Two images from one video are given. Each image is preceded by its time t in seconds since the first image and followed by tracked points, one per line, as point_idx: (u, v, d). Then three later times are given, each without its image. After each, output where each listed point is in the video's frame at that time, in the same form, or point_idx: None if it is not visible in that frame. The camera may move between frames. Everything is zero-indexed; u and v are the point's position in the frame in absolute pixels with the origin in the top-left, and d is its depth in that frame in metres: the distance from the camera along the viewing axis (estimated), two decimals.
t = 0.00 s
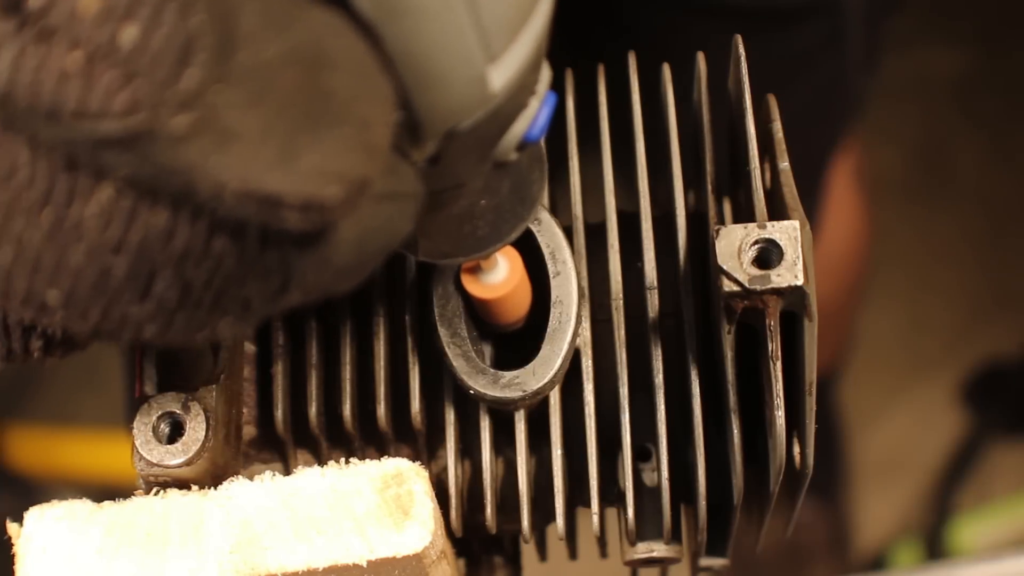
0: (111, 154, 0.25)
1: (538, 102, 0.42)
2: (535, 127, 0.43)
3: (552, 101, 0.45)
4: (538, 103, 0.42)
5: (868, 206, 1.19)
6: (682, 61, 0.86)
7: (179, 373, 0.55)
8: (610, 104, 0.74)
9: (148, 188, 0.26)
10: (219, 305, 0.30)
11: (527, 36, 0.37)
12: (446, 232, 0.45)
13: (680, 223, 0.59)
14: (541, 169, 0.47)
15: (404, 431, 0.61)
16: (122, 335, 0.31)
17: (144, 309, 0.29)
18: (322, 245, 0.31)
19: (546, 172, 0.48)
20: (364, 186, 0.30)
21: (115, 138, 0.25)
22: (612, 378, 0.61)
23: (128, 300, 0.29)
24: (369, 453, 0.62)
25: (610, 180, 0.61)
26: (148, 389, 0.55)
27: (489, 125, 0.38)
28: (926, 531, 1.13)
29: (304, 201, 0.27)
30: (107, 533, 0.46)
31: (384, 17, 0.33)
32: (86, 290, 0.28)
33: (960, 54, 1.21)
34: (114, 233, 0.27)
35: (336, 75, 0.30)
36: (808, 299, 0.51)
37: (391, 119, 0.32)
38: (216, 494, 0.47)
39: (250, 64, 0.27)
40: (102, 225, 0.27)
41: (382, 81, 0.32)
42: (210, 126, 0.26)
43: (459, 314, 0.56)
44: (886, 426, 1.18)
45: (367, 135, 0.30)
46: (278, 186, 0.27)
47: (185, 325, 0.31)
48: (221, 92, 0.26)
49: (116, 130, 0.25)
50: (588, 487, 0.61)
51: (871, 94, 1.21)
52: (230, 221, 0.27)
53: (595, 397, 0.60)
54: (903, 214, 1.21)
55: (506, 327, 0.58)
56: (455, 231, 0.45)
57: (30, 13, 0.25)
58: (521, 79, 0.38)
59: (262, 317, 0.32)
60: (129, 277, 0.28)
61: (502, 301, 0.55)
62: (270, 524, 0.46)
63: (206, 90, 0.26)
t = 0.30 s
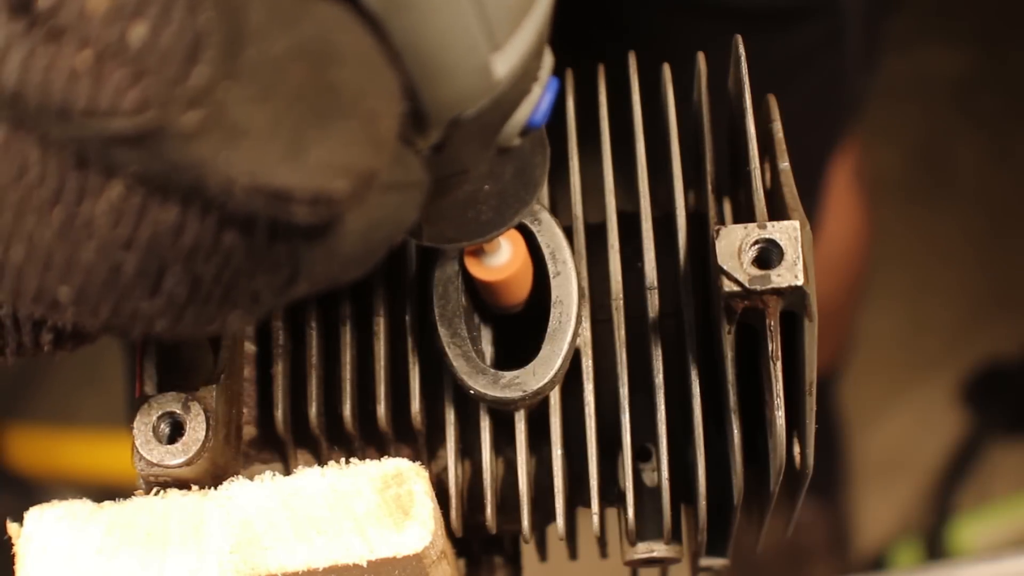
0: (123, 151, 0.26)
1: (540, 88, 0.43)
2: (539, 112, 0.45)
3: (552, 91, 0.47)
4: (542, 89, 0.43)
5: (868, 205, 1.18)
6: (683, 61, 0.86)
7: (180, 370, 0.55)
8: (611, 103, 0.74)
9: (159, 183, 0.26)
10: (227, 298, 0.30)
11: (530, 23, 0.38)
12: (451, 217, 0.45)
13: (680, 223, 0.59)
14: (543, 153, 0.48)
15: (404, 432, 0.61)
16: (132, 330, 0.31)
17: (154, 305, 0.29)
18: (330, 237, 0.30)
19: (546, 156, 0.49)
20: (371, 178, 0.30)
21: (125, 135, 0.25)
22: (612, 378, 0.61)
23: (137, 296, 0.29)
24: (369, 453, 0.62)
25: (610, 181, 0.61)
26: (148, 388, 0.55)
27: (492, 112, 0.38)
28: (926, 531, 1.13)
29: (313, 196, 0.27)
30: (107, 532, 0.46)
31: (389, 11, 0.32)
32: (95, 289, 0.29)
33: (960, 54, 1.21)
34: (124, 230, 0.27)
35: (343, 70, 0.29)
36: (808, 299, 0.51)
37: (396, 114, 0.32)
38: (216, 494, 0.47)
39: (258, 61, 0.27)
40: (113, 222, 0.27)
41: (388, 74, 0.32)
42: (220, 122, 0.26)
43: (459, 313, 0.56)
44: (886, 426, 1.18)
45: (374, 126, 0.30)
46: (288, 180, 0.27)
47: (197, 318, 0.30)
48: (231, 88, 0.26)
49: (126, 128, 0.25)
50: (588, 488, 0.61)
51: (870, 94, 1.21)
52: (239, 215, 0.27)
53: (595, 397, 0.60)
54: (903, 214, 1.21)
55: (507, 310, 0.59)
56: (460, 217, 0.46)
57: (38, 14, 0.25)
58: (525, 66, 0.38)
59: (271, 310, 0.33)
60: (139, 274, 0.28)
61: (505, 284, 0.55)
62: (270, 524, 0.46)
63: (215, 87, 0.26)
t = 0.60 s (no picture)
0: (121, 170, 0.26)
1: (539, 91, 0.42)
2: (540, 113, 0.44)
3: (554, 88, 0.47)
4: (542, 91, 0.42)
5: (868, 205, 1.18)
6: (683, 61, 0.86)
7: (179, 372, 0.54)
8: (610, 104, 0.74)
9: (159, 202, 0.27)
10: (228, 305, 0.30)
11: (530, 30, 0.37)
12: (450, 219, 0.45)
13: (680, 223, 0.59)
14: (545, 150, 0.47)
15: (404, 431, 0.61)
16: (136, 346, 0.31)
17: (156, 320, 0.30)
18: (329, 250, 0.31)
19: (547, 151, 0.48)
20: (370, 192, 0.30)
21: (123, 155, 0.26)
22: (612, 379, 0.61)
23: (140, 311, 0.29)
24: (369, 453, 0.62)
25: (610, 181, 0.61)
26: (147, 389, 0.55)
27: (490, 119, 0.37)
28: (926, 531, 1.13)
29: (313, 211, 0.28)
30: (107, 533, 0.46)
31: (382, 23, 0.33)
32: (98, 304, 0.29)
33: (960, 54, 1.21)
34: (125, 247, 0.28)
35: (343, 86, 0.30)
36: (808, 299, 0.51)
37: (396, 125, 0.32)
38: (216, 494, 0.47)
39: (255, 78, 0.28)
40: (114, 239, 0.27)
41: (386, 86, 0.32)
42: (219, 142, 0.27)
43: (460, 313, 0.56)
44: (886, 425, 1.17)
45: (373, 139, 0.31)
46: (287, 197, 0.27)
47: (196, 334, 0.31)
48: (228, 107, 0.27)
49: (124, 149, 0.25)
50: (588, 488, 0.61)
51: (870, 95, 1.21)
52: (239, 231, 0.28)
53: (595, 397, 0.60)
54: (902, 214, 1.21)
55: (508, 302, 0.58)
56: (461, 216, 0.45)
57: (36, 37, 0.25)
58: (523, 73, 0.37)
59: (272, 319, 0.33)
60: (141, 290, 0.29)
61: (509, 278, 0.55)
62: (270, 524, 0.46)
63: (213, 106, 0.26)
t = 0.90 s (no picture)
0: (140, 180, 0.26)
1: (549, 91, 0.42)
2: (546, 117, 0.44)
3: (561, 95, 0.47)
4: (549, 93, 0.43)
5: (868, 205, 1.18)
6: (683, 61, 0.86)
7: (179, 373, 0.54)
8: (610, 105, 0.74)
9: (178, 210, 0.27)
10: (244, 310, 0.30)
11: (541, 33, 0.38)
12: (457, 219, 0.45)
13: (680, 223, 0.59)
14: (549, 150, 0.48)
15: (404, 432, 0.61)
16: (153, 351, 0.31)
17: (175, 326, 0.30)
18: (346, 256, 0.30)
19: (552, 149, 0.48)
20: (387, 198, 0.30)
21: (144, 164, 0.26)
22: (612, 379, 0.61)
23: (157, 319, 0.29)
24: (369, 453, 0.62)
25: (610, 181, 0.61)
26: (147, 389, 0.55)
27: (500, 122, 0.38)
28: (926, 531, 1.13)
29: (332, 218, 0.28)
30: (107, 533, 0.46)
31: (399, 28, 0.33)
32: (116, 312, 0.29)
33: (960, 55, 1.21)
34: (144, 255, 0.28)
35: (363, 94, 0.30)
36: (808, 299, 0.51)
37: (408, 128, 0.32)
38: (216, 494, 0.47)
39: (276, 89, 0.28)
40: (133, 248, 0.28)
41: (402, 91, 0.32)
42: (238, 152, 0.27)
43: (459, 313, 0.56)
44: (886, 425, 1.17)
45: (391, 146, 0.31)
46: (306, 206, 0.27)
47: (213, 339, 0.31)
48: (248, 116, 0.27)
49: (146, 157, 0.25)
50: (588, 488, 0.61)
51: (871, 95, 1.21)
52: (258, 239, 0.28)
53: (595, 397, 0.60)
54: (902, 214, 1.21)
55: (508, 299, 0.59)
56: (467, 216, 0.45)
57: (59, 48, 0.26)
58: (532, 76, 0.38)
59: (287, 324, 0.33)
60: (159, 298, 0.29)
61: (512, 275, 0.55)
62: (270, 524, 0.46)
63: (233, 115, 0.26)
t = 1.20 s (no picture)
0: (163, 220, 0.27)
1: (556, 106, 0.42)
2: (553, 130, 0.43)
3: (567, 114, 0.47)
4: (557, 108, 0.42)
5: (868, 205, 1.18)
6: (683, 61, 0.86)
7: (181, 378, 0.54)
8: (610, 105, 0.74)
9: (197, 250, 0.28)
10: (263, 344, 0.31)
11: (549, 55, 0.38)
12: (462, 231, 0.44)
13: (680, 223, 0.59)
14: (554, 159, 0.47)
15: (404, 432, 0.61)
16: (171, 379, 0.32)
17: (193, 357, 0.30)
18: (363, 286, 0.31)
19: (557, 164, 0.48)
20: (408, 226, 0.31)
21: (166, 205, 0.27)
22: (612, 379, 0.61)
23: (175, 350, 0.30)
24: (370, 453, 0.62)
25: (610, 180, 0.61)
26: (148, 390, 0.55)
27: (513, 142, 0.37)
28: (926, 531, 1.13)
29: (352, 255, 0.29)
30: (107, 532, 0.46)
31: (415, 58, 0.32)
32: (134, 345, 0.30)
33: (961, 54, 1.21)
34: (163, 291, 0.28)
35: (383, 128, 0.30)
36: (808, 299, 0.51)
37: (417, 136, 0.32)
38: (216, 494, 0.47)
39: (297, 128, 0.28)
40: (153, 282, 0.28)
41: (420, 120, 0.32)
42: (261, 189, 0.28)
43: (459, 313, 0.56)
44: (886, 425, 1.17)
45: (411, 178, 0.31)
46: (326, 243, 0.29)
47: (232, 366, 0.32)
48: (268, 154, 0.28)
49: (168, 197, 0.27)
50: (588, 488, 0.61)
51: (871, 95, 1.21)
52: (277, 273, 0.29)
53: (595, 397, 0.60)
54: (903, 214, 1.21)
55: (511, 296, 0.58)
56: (473, 226, 0.44)
57: (82, 93, 0.27)
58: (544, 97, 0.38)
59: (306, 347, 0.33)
60: (177, 329, 0.29)
61: (513, 278, 0.56)
62: (270, 524, 0.46)
63: (254, 156, 0.28)
